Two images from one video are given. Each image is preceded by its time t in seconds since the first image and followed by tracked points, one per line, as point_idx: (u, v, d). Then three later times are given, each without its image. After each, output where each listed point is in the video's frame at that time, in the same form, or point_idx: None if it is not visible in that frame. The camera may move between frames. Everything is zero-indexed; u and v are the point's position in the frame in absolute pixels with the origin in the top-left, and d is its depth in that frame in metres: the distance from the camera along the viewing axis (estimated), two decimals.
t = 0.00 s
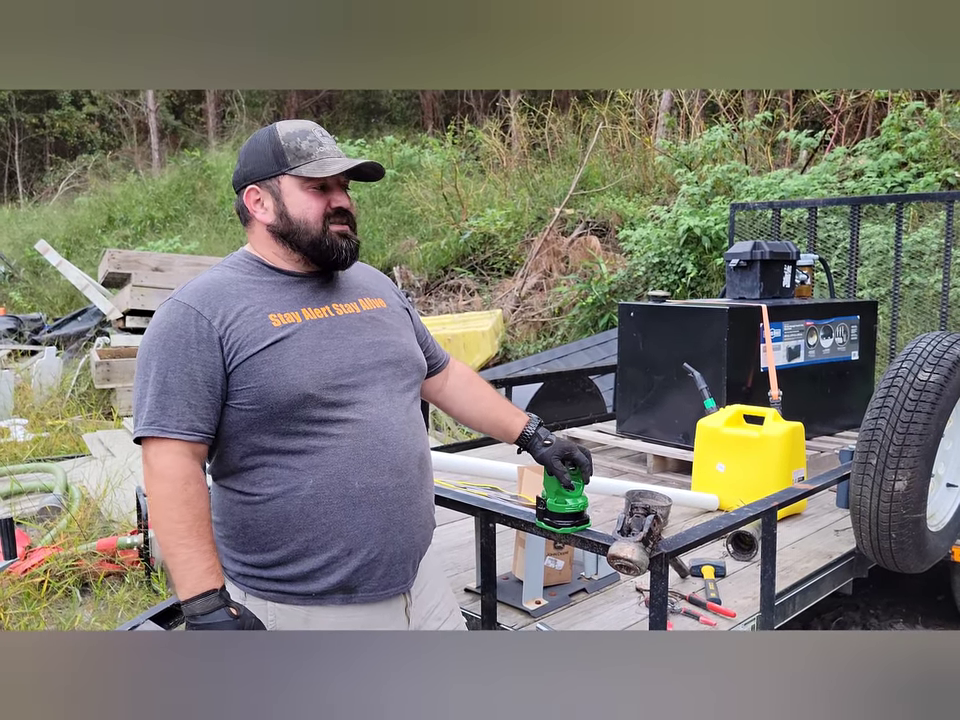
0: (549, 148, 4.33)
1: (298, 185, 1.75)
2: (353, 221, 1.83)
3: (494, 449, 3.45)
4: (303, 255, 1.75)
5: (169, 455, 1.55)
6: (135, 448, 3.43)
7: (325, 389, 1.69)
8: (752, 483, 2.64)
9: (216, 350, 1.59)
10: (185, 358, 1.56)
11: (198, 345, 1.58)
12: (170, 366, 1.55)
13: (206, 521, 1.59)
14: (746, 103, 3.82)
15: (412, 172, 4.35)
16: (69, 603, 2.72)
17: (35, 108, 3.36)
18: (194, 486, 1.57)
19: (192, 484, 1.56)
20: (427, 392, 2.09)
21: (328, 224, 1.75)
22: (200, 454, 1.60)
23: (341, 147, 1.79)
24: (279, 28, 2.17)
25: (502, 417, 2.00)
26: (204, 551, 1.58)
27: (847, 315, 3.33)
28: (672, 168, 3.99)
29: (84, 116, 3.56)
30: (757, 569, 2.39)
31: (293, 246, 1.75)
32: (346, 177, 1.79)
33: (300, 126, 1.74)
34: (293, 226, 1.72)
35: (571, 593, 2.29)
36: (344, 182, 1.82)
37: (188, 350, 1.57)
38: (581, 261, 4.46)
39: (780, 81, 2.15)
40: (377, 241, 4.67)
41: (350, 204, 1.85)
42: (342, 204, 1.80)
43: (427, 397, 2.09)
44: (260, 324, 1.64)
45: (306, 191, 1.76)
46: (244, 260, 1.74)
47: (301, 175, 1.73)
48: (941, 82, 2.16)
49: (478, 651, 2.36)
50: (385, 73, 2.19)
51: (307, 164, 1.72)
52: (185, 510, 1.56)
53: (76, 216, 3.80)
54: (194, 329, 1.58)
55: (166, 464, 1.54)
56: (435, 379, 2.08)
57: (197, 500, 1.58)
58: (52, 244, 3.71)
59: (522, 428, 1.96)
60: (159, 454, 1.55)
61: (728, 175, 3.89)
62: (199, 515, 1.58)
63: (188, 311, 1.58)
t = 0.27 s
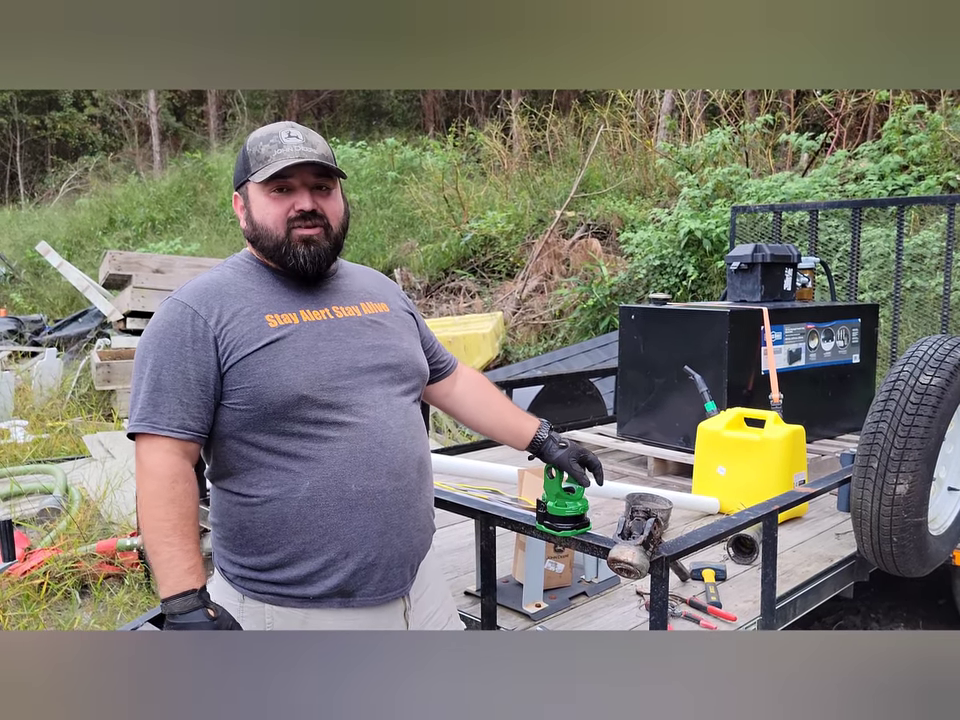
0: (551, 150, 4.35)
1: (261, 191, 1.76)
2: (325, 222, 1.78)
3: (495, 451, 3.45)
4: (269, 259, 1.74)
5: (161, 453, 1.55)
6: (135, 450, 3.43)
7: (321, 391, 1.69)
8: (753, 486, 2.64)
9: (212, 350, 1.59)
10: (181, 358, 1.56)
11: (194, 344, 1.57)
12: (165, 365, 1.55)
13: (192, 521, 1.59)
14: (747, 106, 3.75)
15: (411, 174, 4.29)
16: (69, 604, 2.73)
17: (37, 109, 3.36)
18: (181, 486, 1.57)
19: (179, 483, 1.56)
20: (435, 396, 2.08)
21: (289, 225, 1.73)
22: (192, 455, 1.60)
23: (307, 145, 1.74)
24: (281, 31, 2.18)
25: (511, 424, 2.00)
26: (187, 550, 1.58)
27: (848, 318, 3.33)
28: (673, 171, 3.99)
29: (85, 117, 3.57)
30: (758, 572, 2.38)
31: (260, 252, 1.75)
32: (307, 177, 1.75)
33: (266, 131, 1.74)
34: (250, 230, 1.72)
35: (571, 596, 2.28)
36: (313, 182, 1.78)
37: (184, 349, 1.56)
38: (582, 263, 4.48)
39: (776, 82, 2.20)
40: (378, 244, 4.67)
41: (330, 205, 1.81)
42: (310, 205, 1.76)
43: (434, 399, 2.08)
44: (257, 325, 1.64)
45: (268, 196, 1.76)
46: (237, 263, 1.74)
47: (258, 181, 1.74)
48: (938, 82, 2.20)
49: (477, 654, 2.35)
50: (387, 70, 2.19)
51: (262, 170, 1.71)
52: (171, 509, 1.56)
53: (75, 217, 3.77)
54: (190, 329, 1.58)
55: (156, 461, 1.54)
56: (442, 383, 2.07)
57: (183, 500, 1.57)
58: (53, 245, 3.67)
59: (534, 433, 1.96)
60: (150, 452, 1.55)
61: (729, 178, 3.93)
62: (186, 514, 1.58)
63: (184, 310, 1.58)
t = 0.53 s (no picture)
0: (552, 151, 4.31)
1: (267, 191, 1.76)
2: (332, 222, 1.78)
3: (496, 453, 3.44)
4: (275, 258, 1.74)
5: (154, 452, 1.55)
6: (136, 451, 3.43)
7: (319, 392, 1.68)
8: (754, 488, 2.63)
9: (209, 350, 1.60)
10: (178, 358, 1.57)
11: (191, 345, 1.58)
12: (162, 365, 1.56)
13: (176, 525, 1.58)
14: (749, 107, 3.85)
15: (414, 175, 4.35)
16: (69, 605, 2.72)
17: (39, 110, 3.39)
18: (170, 487, 1.57)
19: (168, 484, 1.56)
20: (439, 396, 2.07)
21: (295, 225, 1.73)
22: (185, 457, 1.60)
23: (313, 146, 1.74)
24: (282, 31, 2.19)
25: (514, 424, 2.00)
26: (166, 553, 1.57)
27: (850, 320, 3.32)
28: (675, 172, 4.01)
29: (87, 118, 3.61)
30: (759, 574, 2.37)
31: (266, 252, 1.75)
32: (314, 177, 1.74)
33: (272, 131, 1.74)
34: (256, 230, 1.72)
35: (572, 598, 2.28)
36: (320, 182, 1.78)
37: (181, 350, 1.57)
38: (583, 265, 4.41)
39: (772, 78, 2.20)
40: (380, 244, 4.67)
41: (336, 206, 1.81)
42: (316, 205, 1.76)
43: (439, 398, 2.08)
44: (255, 326, 1.64)
45: (274, 196, 1.76)
46: (242, 263, 1.74)
47: (264, 182, 1.74)
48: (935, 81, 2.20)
49: (478, 655, 2.34)
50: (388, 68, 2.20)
51: (268, 171, 1.71)
52: (157, 509, 1.56)
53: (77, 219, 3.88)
54: (188, 329, 1.59)
55: (147, 459, 1.55)
56: (447, 383, 2.06)
57: (171, 501, 1.57)
58: (55, 246, 3.72)
59: (537, 435, 1.96)
60: (141, 450, 1.55)
61: (731, 180, 3.91)
62: (171, 516, 1.58)
63: (182, 311, 1.58)
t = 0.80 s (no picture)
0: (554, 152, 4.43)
1: (271, 191, 1.75)
2: (335, 224, 1.78)
3: (497, 453, 3.44)
4: (279, 260, 1.74)
5: (162, 450, 1.54)
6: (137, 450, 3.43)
7: (324, 393, 1.68)
8: (756, 489, 2.63)
9: (214, 351, 1.59)
10: (184, 359, 1.56)
11: (196, 346, 1.58)
12: (169, 366, 1.55)
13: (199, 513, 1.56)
14: (751, 108, 3.84)
15: (416, 175, 4.47)
16: (70, 605, 2.73)
17: (41, 110, 3.62)
18: (186, 477, 1.55)
19: (181, 475, 1.54)
20: (442, 393, 2.07)
21: (300, 227, 1.72)
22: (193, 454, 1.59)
23: (317, 147, 1.73)
24: (283, 32, 2.19)
25: (515, 423, 2.00)
26: (195, 543, 1.55)
27: (852, 320, 3.32)
28: (677, 172, 4.05)
29: (88, 120, 3.93)
30: (761, 575, 2.37)
31: (270, 253, 1.74)
32: (319, 179, 1.74)
33: (276, 132, 1.73)
34: (260, 232, 1.71)
35: (573, 598, 2.27)
36: (324, 184, 1.77)
37: (186, 351, 1.57)
38: (585, 264, 4.43)
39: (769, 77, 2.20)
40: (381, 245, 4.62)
41: (338, 208, 1.81)
42: (320, 207, 1.76)
43: (442, 397, 2.07)
44: (259, 326, 1.64)
45: (278, 197, 1.75)
46: (245, 263, 1.73)
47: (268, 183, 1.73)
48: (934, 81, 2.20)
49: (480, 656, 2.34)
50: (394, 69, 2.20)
51: (273, 172, 1.70)
52: (180, 502, 1.54)
53: (79, 220, 4.06)
54: (192, 330, 1.58)
55: (159, 457, 1.54)
56: (451, 380, 2.06)
57: (191, 491, 1.56)
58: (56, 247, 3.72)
59: (539, 435, 1.96)
60: (149, 452, 1.54)
61: (732, 180, 3.90)
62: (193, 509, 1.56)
63: (186, 312, 1.58)
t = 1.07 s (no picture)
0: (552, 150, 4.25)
1: (271, 191, 1.71)
2: (336, 225, 1.77)
3: (497, 452, 3.44)
4: (280, 262, 1.72)
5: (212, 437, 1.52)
6: (138, 450, 3.43)
7: (335, 389, 1.70)
8: (756, 488, 2.63)
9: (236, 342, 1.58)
10: (218, 345, 1.56)
11: (219, 336, 1.56)
12: (201, 356, 1.54)
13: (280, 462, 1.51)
14: (752, 106, 3.78)
15: (415, 175, 4.21)
16: (70, 604, 2.71)
17: (42, 110, 3.33)
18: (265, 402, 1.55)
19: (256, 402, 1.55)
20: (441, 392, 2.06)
21: (302, 230, 1.70)
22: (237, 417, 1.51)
23: (316, 148, 1.71)
24: (282, 32, 2.19)
25: (513, 424, 1.99)
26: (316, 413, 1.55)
27: (852, 319, 3.32)
28: (677, 172, 4.03)
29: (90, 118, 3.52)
30: (762, 574, 2.37)
31: (270, 255, 1.72)
32: (319, 181, 1.72)
33: (273, 132, 1.70)
34: (262, 235, 1.68)
35: (573, 597, 2.28)
36: (324, 185, 1.75)
37: (207, 342, 1.55)
38: (585, 264, 4.49)
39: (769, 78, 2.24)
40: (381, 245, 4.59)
41: (337, 207, 1.79)
42: (321, 209, 1.73)
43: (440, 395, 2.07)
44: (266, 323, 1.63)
45: (278, 197, 1.72)
46: (246, 265, 1.72)
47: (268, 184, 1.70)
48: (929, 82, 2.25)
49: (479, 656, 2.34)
50: (399, 70, 2.22)
51: (274, 173, 1.68)
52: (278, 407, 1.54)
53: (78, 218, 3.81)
54: (208, 323, 1.56)
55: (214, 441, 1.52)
56: (449, 379, 2.05)
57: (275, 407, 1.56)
58: (57, 246, 3.70)
59: (539, 435, 1.95)
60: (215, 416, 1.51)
61: (733, 179, 3.90)
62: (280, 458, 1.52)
63: (204, 305, 1.57)
